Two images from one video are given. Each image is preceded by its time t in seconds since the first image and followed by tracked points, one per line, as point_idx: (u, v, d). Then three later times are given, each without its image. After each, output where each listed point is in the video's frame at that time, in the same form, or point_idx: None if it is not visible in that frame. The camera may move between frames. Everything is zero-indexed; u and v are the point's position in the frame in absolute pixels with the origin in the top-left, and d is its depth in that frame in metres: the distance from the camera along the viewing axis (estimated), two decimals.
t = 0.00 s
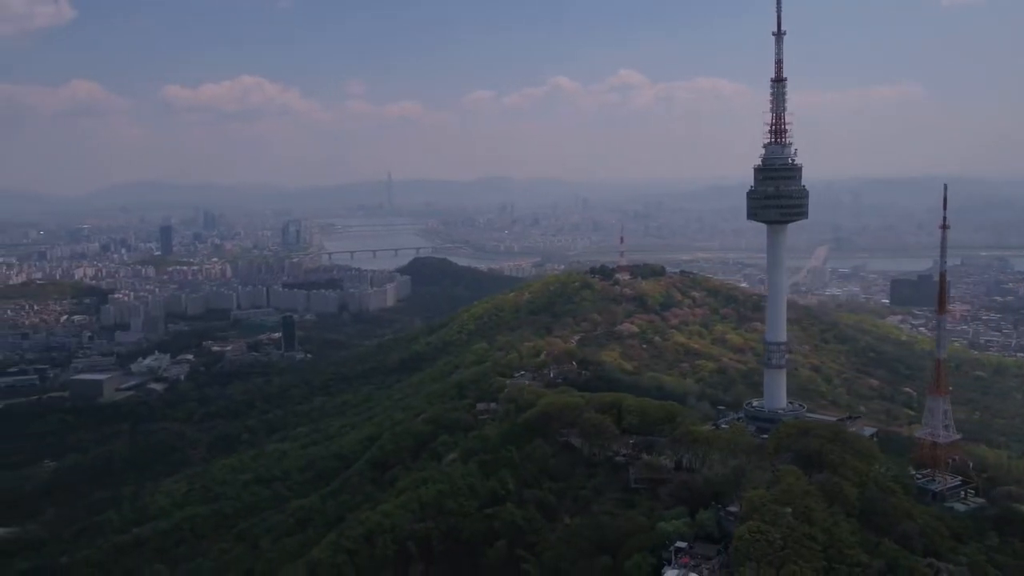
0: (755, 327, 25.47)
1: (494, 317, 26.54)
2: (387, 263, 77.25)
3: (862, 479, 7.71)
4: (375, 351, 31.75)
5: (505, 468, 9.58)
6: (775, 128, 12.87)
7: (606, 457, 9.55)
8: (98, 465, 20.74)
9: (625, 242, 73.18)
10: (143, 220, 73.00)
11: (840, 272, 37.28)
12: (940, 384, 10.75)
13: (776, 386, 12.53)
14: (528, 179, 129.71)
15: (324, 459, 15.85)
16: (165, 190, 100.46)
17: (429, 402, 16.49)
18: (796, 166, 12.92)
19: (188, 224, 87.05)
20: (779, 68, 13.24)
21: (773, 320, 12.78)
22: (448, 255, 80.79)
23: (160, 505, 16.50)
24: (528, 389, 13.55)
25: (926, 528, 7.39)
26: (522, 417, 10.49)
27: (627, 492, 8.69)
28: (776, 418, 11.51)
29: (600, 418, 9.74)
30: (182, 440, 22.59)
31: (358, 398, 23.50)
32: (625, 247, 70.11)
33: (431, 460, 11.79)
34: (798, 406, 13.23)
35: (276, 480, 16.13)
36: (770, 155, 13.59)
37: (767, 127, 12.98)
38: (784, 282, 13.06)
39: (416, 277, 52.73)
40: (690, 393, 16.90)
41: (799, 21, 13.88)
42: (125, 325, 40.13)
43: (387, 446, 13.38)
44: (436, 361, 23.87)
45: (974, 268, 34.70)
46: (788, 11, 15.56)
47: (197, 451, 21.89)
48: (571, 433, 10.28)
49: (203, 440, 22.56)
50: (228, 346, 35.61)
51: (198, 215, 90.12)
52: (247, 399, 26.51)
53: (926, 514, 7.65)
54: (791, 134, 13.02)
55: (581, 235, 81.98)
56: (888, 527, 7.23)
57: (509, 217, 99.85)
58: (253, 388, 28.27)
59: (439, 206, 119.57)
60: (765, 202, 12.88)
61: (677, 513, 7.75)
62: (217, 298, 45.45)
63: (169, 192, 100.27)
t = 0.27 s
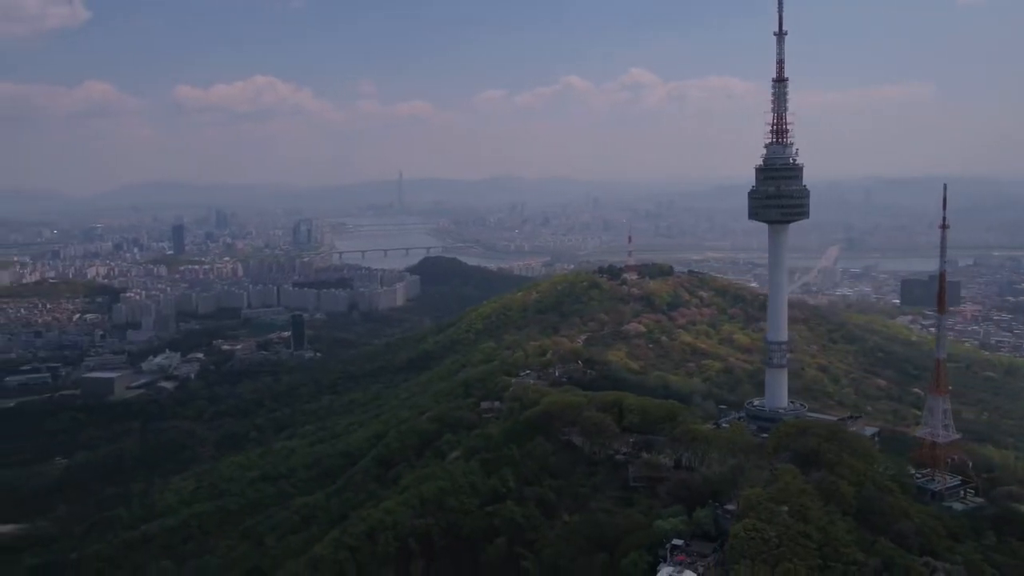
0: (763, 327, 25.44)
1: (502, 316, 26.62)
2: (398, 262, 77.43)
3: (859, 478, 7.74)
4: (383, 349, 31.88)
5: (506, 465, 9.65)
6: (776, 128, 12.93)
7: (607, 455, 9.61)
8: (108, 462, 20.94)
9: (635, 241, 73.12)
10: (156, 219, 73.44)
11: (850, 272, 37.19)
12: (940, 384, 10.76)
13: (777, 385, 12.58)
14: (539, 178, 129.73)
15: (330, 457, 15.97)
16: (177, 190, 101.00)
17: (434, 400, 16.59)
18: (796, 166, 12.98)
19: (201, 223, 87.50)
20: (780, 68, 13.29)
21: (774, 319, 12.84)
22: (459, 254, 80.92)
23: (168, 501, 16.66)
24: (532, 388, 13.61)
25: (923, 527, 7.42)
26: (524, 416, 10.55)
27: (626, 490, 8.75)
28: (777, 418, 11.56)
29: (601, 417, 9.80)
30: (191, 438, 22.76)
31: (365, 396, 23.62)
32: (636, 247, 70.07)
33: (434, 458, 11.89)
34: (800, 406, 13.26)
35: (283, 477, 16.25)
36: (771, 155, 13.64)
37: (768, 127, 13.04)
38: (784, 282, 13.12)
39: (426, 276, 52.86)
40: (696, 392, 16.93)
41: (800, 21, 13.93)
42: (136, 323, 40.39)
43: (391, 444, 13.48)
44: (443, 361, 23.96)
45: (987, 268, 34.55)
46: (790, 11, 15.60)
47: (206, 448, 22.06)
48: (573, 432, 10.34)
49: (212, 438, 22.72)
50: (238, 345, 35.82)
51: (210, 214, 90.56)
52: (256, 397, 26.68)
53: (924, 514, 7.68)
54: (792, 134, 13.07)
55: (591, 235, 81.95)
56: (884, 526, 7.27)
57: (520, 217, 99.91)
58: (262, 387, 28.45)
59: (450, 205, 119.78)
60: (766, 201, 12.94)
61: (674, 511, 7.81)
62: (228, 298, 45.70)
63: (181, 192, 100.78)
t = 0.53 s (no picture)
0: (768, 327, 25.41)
1: (507, 316, 26.69)
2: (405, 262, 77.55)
3: (853, 476, 7.78)
4: (389, 348, 31.97)
5: (505, 464, 9.70)
6: (774, 128, 12.94)
7: (605, 454, 9.65)
8: (114, 459, 21.08)
9: (643, 241, 73.07)
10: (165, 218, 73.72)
11: (857, 272, 37.09)
12: (938, 384, 10.79)
13: (775, 385, 12.62)
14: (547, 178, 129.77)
15: (333, 455, 16.07)
16: (186, 189, 101.31)
17: (437, 399, 16.67)
18: (795, 166, 13.00)
19: (209, 222, 87.78)
20: (779, 68, 13.29)
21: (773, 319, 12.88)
22: (466, 254, 80.99)
23: (173, 498, 16.78)
24: (533, 387, 13.66)
25: (917, 525, 7.45)
26: (523, 415, 10.60)
27: (623, 488, 8.80)
28: (775, 417, 11.60)
29: (599, 415, 9.84)
30: (197, 436, 22.88)
31: (370, 395, 23.71)
32: (643, 246, 70.00)
33: (435, 456, 11.95)
34: (799, 406, 13.30)
35: (287, 475, 16.35)
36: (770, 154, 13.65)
37: (766, 127, 13.04)
38: (783, 282, 13.16)
39: (432, 276, 52.93)
40: (698, 392, 16.95)
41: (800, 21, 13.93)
42: (144, 322, 40.58)
43: (393, 442, 13.55)
44: (447, 359, 24.04)
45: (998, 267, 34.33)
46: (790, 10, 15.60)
47: (211, 446, 22.19)
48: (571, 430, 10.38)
49: (217, 436, 22.86)
50: (245, 344, 35.97)
51: (218, 214, 90.87)
52: (262, 395, 26.81)
53: (918, 512, 7.71)
54: (791, 134, 13.08)
55: (599, 235, 81.90)
56: (878, 526, 7.31)
57: (528, 216, 99.92)
58: (268, 385, 28.59)
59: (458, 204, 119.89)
60: (764, 201, 12.96)
61: (669, 509, 7.86)
62: (236, 297, 45.87)
63: (190, 192, 101.09)
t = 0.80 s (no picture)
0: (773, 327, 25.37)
1: (511, 315, 26.73)
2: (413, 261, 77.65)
3: (848, 475, 7.81)
4: (395, 347, 32.07)
5: (504, 462, 9.75)
6: (773, 128, 12.94)
7: (603, 452, 9.70)
8: (121, 456, 21.22)
9: (650, 240, 72.99)
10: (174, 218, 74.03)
11: (864, 271, 36.97)
12: (935, 384, 10.81)
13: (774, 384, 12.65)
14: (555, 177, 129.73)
15: (337, 453, 16.16)
16: (196, 189, 101.67)
17: (440, 398, 16.73)
18: (793, 166, 13.02)
19: (218, 222, 88.09)
20: (778, 67, 13.29)
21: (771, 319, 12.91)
22: (474, 253, 81.04)
23: (179, 495, 16.90)
24: (533, 386, 13.72)
25: (910, 523, 7.48)
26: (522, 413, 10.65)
27: (621, 486, 8.85)
28: (773, 416, 11.63)
29: (597, 415, 9.89)
30: (204, 434, 23.02)
31: (375, 394, 23.80)
32: (651, 246, 69.91)
33: (436, 454, 12.01)
34: (798, 405, 13.32)
35: (291, 473, 16.45)
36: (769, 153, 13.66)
37: (765, 126, 13.05)
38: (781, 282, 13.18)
39: (439, 276, 52.98)
40: (701, 391, 16.97)
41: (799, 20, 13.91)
42: (152, 321, 40.79)
43: (396, 440, 13.61)
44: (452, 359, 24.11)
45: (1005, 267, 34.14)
46: (790, 9, 15.59)
47: (218, 445, 22.33)
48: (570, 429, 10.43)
49: (224, 434, 22.99)
50: (252, 343, 36.12)
51: (228, 214, 91.18)
52: (268, 394, 26.94)
53: (912, 511, 7.74)
54: (790, 134, 13.09)
55: (607, 234, 81.83)
56: (872, 524, 7.34)
57: (536, 216, 99.91)
58: (275, 384, 28.71)
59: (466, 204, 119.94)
60: (762, 201, 13.00)
61: (665, 507, 7.90)
62: (244, 296, 46.06)
63: (200, 192, 101.45)
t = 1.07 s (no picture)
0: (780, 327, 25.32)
1: (518, 315, 26.78)
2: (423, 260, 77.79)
3: (844, 474, 7.84)
4: (402, 346, 32.15)
5: (504, 459, 9.81)
6: (773, 128, 12.95)
7: (602, 450, 9.75)
8: (129, 454, 21.38)
9: (660, 240, 72.91)
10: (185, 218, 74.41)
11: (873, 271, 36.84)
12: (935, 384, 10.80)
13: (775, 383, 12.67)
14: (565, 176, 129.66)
15: (342, 451, 16.25)
16: (207, 189, 102.12)
17: (444, 396, 16.81)
18: (793, 166, 13.03)
19: (229, 221, 88.45)
20: (778, 67, 13.29)
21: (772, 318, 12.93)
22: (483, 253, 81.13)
23: (186, 493, 17.03)
24: (535, 385, 13.78)
25: (906, 522, 7.50)
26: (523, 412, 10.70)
27: (619, 484, 8.90)
28: (773, 415, 11.65)
29: (597, 413, 9.93)
30: (211, 431, 23.17)
31: (381, 392, 23.90)
32: (660, 246, 69.81)
33: (438, 452, 12.08)
34: (799, 405, 13.32)
35: (296, 470, 16.56)
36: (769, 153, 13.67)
37: (765, 126, 13.06)
38: (781, 281, 13.19)
39: (448, 275, 53.05)
40: (705, 391, 16.98)
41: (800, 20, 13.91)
42: (162, 320, 41.04)
43: (398, 438, 13.68)
44: (458, 357, 24.19)
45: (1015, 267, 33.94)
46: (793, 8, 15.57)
47: (225, 443, 22.46)
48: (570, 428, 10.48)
49: (231, 432, 23.13)
50: (261, 342, 36.30)
51: (238, 213, 91.59)
52: (275, 392, 27.09)
53: (909, 510, 7.75)
54: (789, 134, 13.09)
55: (616, 234, 81.73)
56: (867, 523, 7.37)
57: (545, 215, 99.90)
58: (282, 383, 28.86)
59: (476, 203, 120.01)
60: (762, 200, 13.01)
61: (662, 504, 7.95)
62: (253, 295, 46.27)
63: (211, 191, 101.90)
